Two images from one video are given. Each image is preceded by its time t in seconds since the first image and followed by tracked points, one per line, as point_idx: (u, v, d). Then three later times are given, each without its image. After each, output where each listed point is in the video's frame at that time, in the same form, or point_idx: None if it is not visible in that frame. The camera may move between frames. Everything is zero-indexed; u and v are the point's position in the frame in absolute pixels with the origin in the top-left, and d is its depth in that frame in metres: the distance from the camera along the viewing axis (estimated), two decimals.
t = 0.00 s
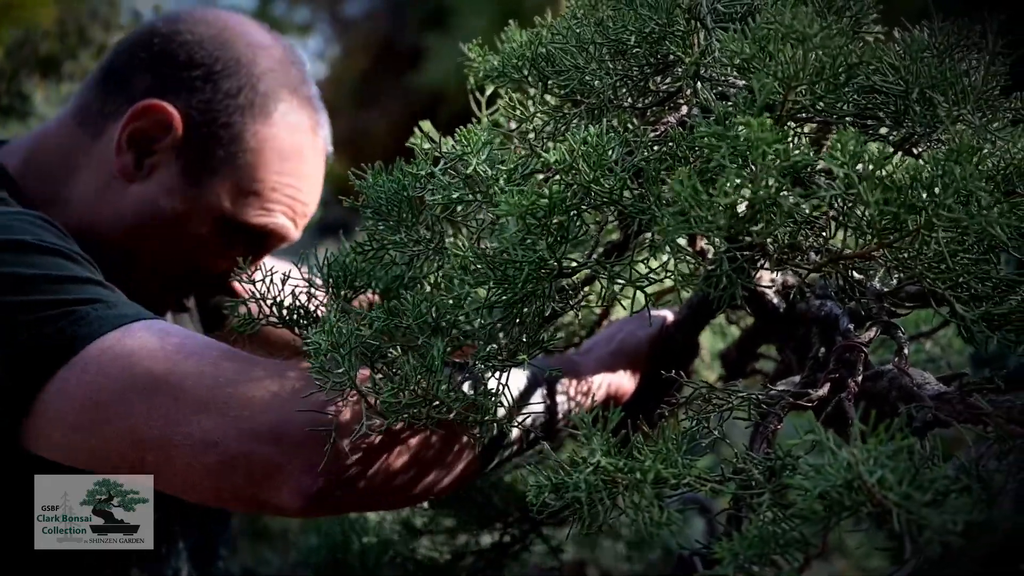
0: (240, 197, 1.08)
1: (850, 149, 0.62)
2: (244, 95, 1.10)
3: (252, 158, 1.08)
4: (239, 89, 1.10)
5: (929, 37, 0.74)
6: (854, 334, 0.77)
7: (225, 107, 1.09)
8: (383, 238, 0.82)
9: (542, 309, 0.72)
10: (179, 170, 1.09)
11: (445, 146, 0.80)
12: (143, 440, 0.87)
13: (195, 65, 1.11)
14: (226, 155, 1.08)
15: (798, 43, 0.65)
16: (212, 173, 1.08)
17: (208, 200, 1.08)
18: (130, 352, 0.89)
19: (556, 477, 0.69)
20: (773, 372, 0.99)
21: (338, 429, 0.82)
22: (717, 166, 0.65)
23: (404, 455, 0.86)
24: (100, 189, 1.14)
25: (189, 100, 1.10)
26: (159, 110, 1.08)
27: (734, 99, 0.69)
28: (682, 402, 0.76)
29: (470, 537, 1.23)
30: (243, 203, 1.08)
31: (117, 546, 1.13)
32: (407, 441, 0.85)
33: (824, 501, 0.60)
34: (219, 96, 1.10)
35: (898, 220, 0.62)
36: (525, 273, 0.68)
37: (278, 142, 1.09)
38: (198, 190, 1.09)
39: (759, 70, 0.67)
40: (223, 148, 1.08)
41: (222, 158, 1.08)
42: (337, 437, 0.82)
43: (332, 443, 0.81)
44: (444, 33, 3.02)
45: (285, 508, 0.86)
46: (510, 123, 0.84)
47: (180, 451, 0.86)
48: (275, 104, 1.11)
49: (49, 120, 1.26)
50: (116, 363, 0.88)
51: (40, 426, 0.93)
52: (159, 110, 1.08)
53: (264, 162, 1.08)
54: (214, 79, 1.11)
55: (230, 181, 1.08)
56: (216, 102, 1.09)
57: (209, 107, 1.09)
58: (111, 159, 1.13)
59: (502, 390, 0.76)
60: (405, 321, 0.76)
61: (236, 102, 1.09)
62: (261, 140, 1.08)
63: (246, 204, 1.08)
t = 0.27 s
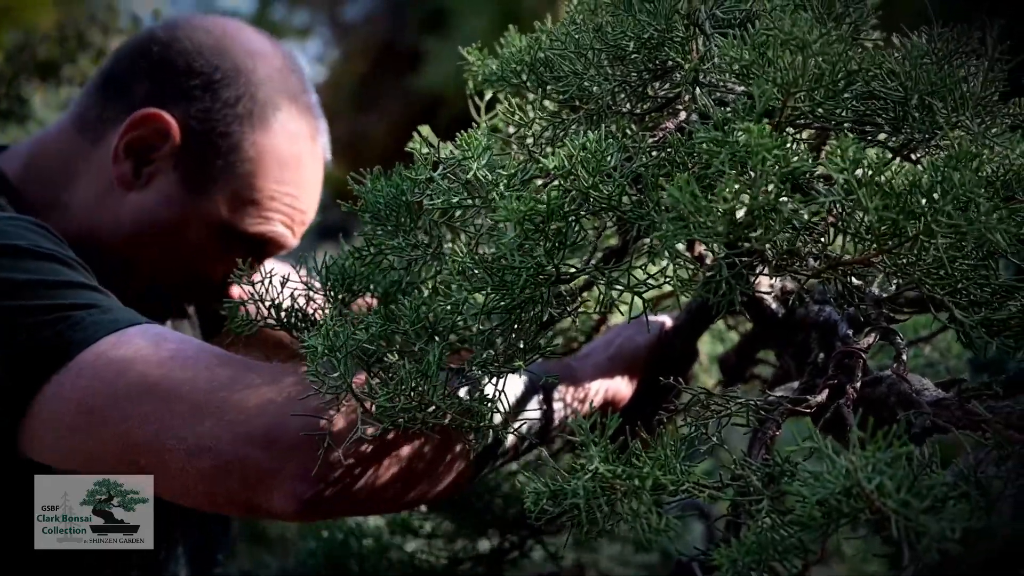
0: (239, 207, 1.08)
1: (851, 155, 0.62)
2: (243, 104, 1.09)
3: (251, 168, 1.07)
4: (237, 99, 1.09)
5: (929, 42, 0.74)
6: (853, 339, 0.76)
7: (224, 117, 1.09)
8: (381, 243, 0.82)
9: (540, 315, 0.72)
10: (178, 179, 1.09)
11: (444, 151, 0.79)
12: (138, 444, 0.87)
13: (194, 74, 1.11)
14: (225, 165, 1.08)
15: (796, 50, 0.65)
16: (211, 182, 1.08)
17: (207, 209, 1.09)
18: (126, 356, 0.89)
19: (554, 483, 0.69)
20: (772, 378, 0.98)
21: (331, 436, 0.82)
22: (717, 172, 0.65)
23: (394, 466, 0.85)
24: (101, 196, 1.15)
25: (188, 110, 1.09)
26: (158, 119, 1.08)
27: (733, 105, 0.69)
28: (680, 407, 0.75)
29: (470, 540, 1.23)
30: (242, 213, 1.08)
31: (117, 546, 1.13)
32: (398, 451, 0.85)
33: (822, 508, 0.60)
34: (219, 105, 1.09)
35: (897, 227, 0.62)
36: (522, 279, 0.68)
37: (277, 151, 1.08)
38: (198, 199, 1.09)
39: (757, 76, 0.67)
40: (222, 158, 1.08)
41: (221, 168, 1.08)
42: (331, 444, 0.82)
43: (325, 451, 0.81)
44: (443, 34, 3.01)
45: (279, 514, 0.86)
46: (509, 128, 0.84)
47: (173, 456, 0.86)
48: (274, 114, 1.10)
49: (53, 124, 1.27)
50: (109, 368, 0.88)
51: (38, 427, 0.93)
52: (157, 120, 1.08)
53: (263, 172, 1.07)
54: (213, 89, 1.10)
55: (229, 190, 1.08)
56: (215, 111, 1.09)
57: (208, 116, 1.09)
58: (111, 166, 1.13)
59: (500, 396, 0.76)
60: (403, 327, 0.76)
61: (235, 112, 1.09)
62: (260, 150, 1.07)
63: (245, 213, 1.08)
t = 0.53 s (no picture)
0: (243, 214, 1.08)
1: (852, 157, 0.62)
2: (249, 111, 1.09)
3: (257, 176, 1.07)
4: (242, 106, 1.09)
5: (928, 46, 0.74)
6: (851, 343, 0.76)
7: (230, 124, 1.08)
8: (378, 247, 0.82)
9: (539, 319, 0.72)
10: (181, 188, 1.09)
11: (444, 155, 0.78)
12: (139, 455, 0.87)
13: (199, 80, 1.10)
14: (230, 173, 1.07)
15: (796, 53, 0.66)
16: (215, 191, 1.08)
17: (211, 217, 1.09)
18: (128, 369, 0.89)
19: (552, 487, 0.69)
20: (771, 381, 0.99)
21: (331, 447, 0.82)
22: (716, 176, 0.65)
23: (394, 469, 0.85)
24: (103, 203, 1.14)
25: (193, 117, 1.09)
26: (162, 127, 1.07)
27: (732, 109, 0.68)
28: (678, 411, 0.75)
29: (467, 544, 1.23)
30: (247, 220, 1.08)
31: (117, 546, 1.13)
32: (398, 457, 0.84)
33: (821, 512, 0.60)
34: (224, 112, 1.09)
35: (898, 230, 0.62)
36: (521, 283, 0.68)
37: (282, 159, 1.07)
38: (202, 206, 1.08)
39: (757, 80, 0.67)
40: (227, 165, 1.07)
41: (225, 176, 1.07)
42: (335, 454, 0.82)
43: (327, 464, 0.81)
44: (443, 37, 3.02)
45: (275, 523, 0.86)
46: (508, 132, 0.84)
47: (175, 468, 0.86)
48: (280, 120, 1.09)
49: (51, 128, 1.26)
50: (109, 382, 0.88)
51: (37, 435, 0.93)
52: (162, 128, 1.07)
53: (268, 180, 1.07)
54: (218, 96, 1.09)
55: (234, 199, 1.08)
56: (220, 118, 1.08)
57: (214, 123, 1.08)
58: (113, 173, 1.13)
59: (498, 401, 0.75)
60: (402, 333, 0.75)
61: (241, 119, 1.08)
62: (265, 158, 1.07)
63: (249, 221, 1.08)
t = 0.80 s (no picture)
0: (249, 218, 1.08)
1: (852, 158, 0.62)
2: (256, 116, 1.08)
3: (262, 181, 1.08)
4: (250, 113, 1.08)
5: (928, 46, 0.73)
6: (851, 344, 0.76)
7: (236, 129, 1.08)
8: (379, 248, 0.83)
9: (538, 319, 0.72)
10: (188, 193, 1.09)
11: (443, 155, 0.78)
12: (139, 459, 0.87)
13: (205, 84, 1.09)
14: (235, 178, 1.07)
15: (796, 54, 0.66)
16: (221, 196, 1.08)
17: (217, 221, 1.09)
18: (128, 372, 0.88)
19: (552, 488, 0.69)
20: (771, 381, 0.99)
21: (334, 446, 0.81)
22: (716, 176, 0.64)
23: (398, 467, 0.85)
24: (104, 206, 1.13)
25: (199, 121, 1.08)
26: (170, 132, 1.07)
27: (732, 109, 0.68)
28: (677, 412, 0.75)
29: (466, 545, 1.23)
30: (252, 224, 1.09)
31: (118, 547, 1.12)
32: (403, 455, 0.84)
33: (820, 512, 0.60)
34: (231, 117, 1.08)
35: (898, 230, 0.62)
36: (519, 284, 0.68)
37: (287, 164, 1.08)
38: (208, 211, 1.09)
39: (757, 79, 0.67)
40: (233, 170, 1.07)
41: (231, 180, 1.07)
42: (336, 453, 0.82)
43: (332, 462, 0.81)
44: (443, 38, 3.02)
45: (276, 525, 0.86)
46: (507, 132, 0.84)
47: (175, 471, 0.86)
48: (285, 126, 1.09)
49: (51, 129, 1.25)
50: (108, 384, 0.88)
51: (38, 436, 0.93)
52: (170, 133, 1.07)
53: (273, 185, 1.08)
54: (224, 100, 1.09)
55: (239, 203, 1.08)
56: (227, 123, 1.08)
57: (221, 127, 1.08)
58: (116, 176, 1.13)
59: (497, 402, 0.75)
60: (402, 333, 0.75)
61: (247, 124, 1.08)
62: (270, 163, 1.08)
63: (254, 225, 1.09)
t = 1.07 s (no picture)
0: (255, 207, 1.08)
1: (855, 155, 0.61)
2: (260, 104, 1.08)
3: (268, 168, 1.07)
4: (253, 99, 1.08)
5: (930, 43, 0.73)
6: (854, 342, 0.76)
7: (242, 118, 1.08)
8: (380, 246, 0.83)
9: (541, 316, 0.72)
10: (193, 185, 1.08)
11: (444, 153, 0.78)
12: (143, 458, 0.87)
13: (208, 75, 1.09)
14: (241, 167, 1.07)
15: (799, 50, 0.66)
16: (227, 186, 1.08)
17: (224, 213, 1.08)
18: (134, 371, 0.88)
19: (554, 486, 0.68)
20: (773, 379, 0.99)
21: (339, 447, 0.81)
22: (718, 172, 0.64)
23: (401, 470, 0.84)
24: (109, 201, 1.13)
25: (205, 112, 1.08)
26: (176, 123, 1.07)
27: (735, 105, 0.68)
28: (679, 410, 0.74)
29: (467, 545, 1.23)
30: (258, 212, 1.08)
31: (117, 547, 1.12)
32: (405, 457, 0.84)
33: (824, 510, 0.59)
34: (235, 106, 1.08)
35: (900, 228, 0.62)
36: (521, 280, 0.68)
37: (292, 150, 1.08)
38: (215, 201, 1.08)
39: (760, 75, 0.67)
40: (239, 160, 1.07)
41: (237, 170, 1.07)
42: (341, 453, 0.82)
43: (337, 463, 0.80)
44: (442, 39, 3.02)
45: (280, 530, 0.86)
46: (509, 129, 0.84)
47: (178, 471, 0.85)
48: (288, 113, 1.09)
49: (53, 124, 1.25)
50: (113, 384, 0.88)
51: (41, 436, 0.92)
52: (176, 124, 1.07)
53: (279, 172, 1.07)
54: (228, 89, 1.09)
55: (246, 193, 1.08)
56: (233, 111, 1.08)
57: (227, 118, 1.08)
58: (122, 170, 1.13)
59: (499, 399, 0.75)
60: (404, 331, 0.75)
61: (251, 113, 1.08)
62: (275, 150, 1.07)
63: (261, 213, 1.08)
